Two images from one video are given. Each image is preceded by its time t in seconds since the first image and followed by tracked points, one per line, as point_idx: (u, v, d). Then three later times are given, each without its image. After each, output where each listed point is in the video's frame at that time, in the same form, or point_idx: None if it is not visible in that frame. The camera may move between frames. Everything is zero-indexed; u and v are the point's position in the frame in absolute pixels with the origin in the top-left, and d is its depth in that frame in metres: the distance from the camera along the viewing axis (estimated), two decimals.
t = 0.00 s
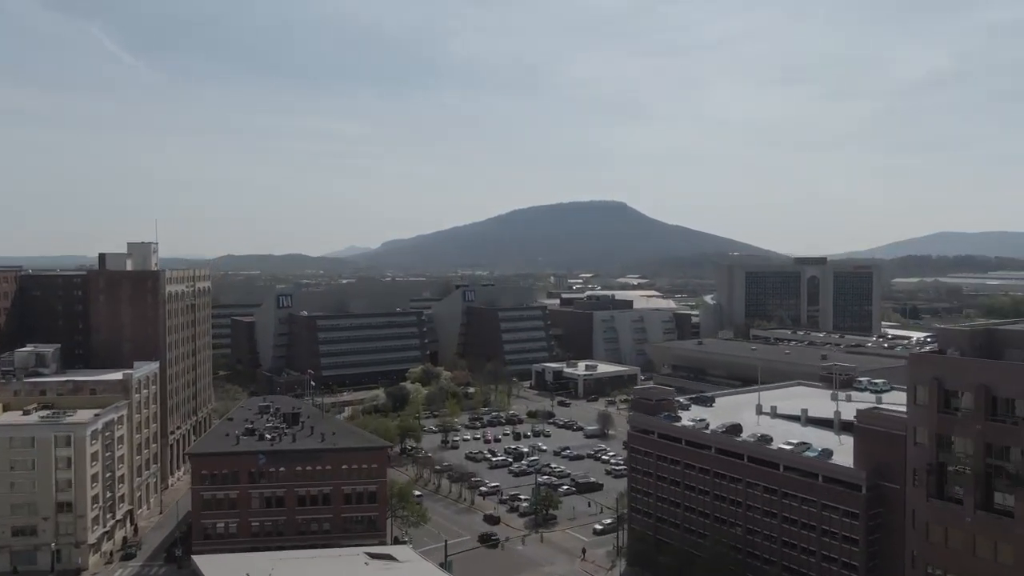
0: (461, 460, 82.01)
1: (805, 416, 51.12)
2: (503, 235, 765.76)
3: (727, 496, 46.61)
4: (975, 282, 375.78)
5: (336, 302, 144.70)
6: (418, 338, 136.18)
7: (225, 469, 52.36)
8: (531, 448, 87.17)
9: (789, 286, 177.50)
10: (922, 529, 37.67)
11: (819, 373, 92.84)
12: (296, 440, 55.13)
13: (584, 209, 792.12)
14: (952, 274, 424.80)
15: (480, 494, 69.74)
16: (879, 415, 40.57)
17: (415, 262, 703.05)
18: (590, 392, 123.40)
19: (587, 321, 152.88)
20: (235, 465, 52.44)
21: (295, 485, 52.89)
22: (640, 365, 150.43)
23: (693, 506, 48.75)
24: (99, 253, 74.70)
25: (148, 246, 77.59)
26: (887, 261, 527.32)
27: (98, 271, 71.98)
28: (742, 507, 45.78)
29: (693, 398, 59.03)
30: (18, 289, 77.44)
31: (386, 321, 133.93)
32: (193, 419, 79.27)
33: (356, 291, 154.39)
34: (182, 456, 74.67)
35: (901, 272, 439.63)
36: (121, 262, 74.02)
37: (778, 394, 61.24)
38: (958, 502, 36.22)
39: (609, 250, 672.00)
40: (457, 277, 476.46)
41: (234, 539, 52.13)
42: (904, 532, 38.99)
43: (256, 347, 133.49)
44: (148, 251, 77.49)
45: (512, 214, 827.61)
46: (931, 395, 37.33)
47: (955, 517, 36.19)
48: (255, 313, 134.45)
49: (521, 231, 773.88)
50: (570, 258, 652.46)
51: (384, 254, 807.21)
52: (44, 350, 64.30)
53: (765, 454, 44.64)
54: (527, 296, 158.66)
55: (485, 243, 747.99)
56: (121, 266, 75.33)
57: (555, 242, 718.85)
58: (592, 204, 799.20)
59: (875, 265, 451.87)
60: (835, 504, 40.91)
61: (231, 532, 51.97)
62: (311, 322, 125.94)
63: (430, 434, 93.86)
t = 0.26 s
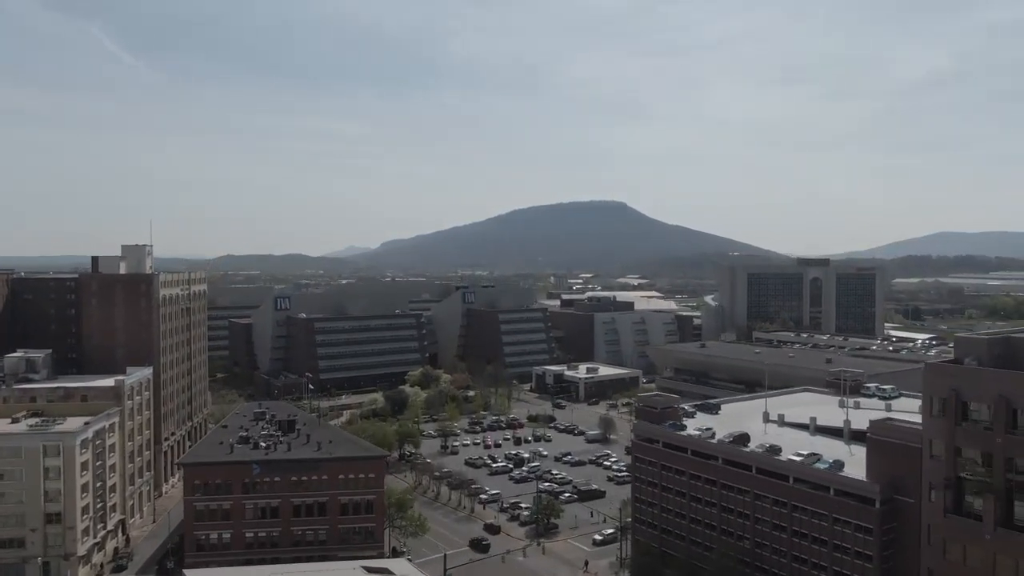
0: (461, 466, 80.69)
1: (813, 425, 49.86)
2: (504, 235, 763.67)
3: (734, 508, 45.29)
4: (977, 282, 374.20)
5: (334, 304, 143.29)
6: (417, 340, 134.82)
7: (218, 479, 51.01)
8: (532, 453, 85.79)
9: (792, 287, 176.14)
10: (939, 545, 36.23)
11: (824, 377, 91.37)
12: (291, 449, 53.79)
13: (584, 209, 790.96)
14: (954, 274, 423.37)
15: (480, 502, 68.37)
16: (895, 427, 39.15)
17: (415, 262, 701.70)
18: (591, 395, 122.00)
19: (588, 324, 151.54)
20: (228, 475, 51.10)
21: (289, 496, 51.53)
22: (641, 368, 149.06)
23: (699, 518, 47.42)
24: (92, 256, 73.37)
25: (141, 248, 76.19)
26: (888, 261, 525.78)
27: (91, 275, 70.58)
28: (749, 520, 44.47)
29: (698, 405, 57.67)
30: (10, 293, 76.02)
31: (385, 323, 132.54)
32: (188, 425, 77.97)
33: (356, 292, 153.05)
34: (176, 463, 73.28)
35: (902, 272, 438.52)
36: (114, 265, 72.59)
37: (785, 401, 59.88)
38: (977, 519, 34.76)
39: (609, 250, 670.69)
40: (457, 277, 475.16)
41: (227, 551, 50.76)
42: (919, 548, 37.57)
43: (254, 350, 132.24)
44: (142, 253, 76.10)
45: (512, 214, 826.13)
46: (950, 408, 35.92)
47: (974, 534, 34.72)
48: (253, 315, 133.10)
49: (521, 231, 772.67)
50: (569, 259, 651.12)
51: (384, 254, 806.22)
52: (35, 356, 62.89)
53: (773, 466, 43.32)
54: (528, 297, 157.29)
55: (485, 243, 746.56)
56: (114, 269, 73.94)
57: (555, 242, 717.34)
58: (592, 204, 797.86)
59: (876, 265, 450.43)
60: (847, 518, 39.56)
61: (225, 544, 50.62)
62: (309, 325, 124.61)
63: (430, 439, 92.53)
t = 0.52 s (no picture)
0: (460, 472, 79.36)
1: (823, 434, 48.61)
2: (503, 235, 762.23)
3: (743, 522, 43.98)
4: (978, 282, 373.01)
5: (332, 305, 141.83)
6: (417, 342, 133.50)
7: (212, 490, 49.67)
8: (533, 459, 84.48)
9: (794, 289, 174.86)
10: (957, 564, 34.90)
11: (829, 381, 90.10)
12: (287, 458, 52.46)
13: (584, 208, 789.49)
14: (955, 274, 422.07)
15: (480, 510, 67.07)
16: (910, 440, 37.79)
17: (415, 262, 700.25)
18: (593, 399, 120.71)
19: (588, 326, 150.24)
20: (222, 485, 49.75)
21: (284, 507, 50.18)
22: (642, 370, 147.71)
23: (706, 530, 46.10)
24: (85, 260, 72.04)
25: (135, 251, 74.85)
26: (889, 261, 524.43)
27: (83, 278, 69.18)
28: (758, 533, 43.16)
29: (703, 413, 56.39)
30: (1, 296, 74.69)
31: (384, 325, 131.20)
32: (183, 430, 76.67)
33: (355, 294, 151.75)
34: (170, 470, 71.98)
35: (903, 272, 437.47)
36: (107, 268, 71.16)
37: (792, 409, 58.60)
38: (997, 537, 33.37)
39: (609, 250, 669.47)
40: (457, 276, 473.94)
41: (221, 563, 49.44)
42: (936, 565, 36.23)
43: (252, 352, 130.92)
44: (136, 256, 74.75)
45: (512, 214, 824.84)
46: (967, 421, 34.57)
47: (994, 553, 33.34)
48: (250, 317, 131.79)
49: (521, 231, 771.26)
50: (569, 258, 649.41)
51: (384, 254, 804.77)
52: (25, 362, 61.56)
53: (783, 478, 42.01)
54: (528, 299, 155.96)
55: (485, 243, 745.09)
56: (107, 273, 72.51)
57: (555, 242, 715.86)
58: (592, 204, 796.46)
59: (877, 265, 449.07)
60: (860, 534, 38.25)
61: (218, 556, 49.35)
62: (307, 327, 123.28)
63: (429, 444, 91.21)
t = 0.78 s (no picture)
0: (460, 479, 77.99)
1: (832, 444, 47.30)
2: (503, 235, 760.77)
3: (751, 536, 42.61)
4: (980, 283, 371.68)
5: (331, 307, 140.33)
6: (416, 345, 132.12)
7: (204, 501, 48.29)
8: (534, 465, 83.09)
9: (797, 290, 173.47)
10: None
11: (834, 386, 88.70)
12: (281, 468, 51.09)
13: (584, 208, 787.96)
14: (956, 275, 420.63)
15: (480, 519, 65.70)
16: (926, 453, 36.39)
17: (415, 262, 698.62)
18: (594, 402, 119.32)
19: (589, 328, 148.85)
20: (215, 496, 48.37)
21: (279, 518, 48.81)
22: (644, 373, 146.22)
23: (713, 544, 44.74)
24: (78, 263, 70.71)
25: (129, 254, 73.52)
26: (890, 262, 522.96)
27: (75, 282, 67.84)
28: (767, 548, 41.79)
29: (709, 421, 55.05)
30: None
31: (383, 327, 129.81)
32: (177, 437, 75.33)
33: (353, 296, 150.40)
34: (164, 477, 70.64)
35: (904, 273, 435.91)
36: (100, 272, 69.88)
37: (800, 417, 57.26)
38: (1019, 556, 31.98)
39: (609, 251, 668.05)
40: (457, 276, 472.77)
41: None
42: None
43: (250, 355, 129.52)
44: (130, 260, 73.41)
45: (512, 214, 823.33)
46: (987, 434, 33.16)
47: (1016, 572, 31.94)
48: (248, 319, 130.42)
49: (521, 231, 769.81)
50: (569, 258, 647.95)
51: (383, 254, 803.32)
52: (15, 368, 60.21)
53: (794, 492, 40.63)
54: (529, 301, 154.56)
55: (484, 243, 743.49)
56: (100, 277, 71.21)
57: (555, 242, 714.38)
58: (592, 204, 794.97)
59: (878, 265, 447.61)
60: (875, 550, 36.88)
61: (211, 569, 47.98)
62: (305, 330, 121.90)
63: (428, 450, 89.83)
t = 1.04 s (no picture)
0: (459, 488, 76.40)
1: (843, 456, 45.74)
2: (503, 235, 759.00)
3: (761, 553, 41.03)
4: (982, 283, 370.26)
5: (329, 310, 138.81)
6: (415, 348, 130.47)
7: (194, 516, 46.70)
8: (534, 472, 81.50)
9: (799, 292, 171.85)
10: None
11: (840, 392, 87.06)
12: (274, 481, 49.47)
13: (584, 208, 786.23)
14: (958, 275, 419.15)
15: (479, 530, 64.09)
16: (947, 469, 34.69)
17: (414, 262, 696.88)
18: (595, 406, 117.67)
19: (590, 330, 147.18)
20: (206, 510, 46.76)
21: (272, 533, 47.24)
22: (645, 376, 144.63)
23: (721, 561, 43.19)
24: (68, 267, 69.07)
25: (121, 258, 71.88)
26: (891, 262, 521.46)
27: (65, 287, 66.20)
28: (777, 566, 40.23)
29: (716, 431, 53.44)
30: None
31: (382, 330, 128.17)
32: (171, 444, 73.73)
33: (352, 298, 148.70)
34: (157, 486, 69.08)
35: (905, 274, 434.30)
36: (91, 276, 68.24)
37: (809, 426, 55.66)
38: None
39: (609, 250, 666.11)
40: (457, 276, 471.29)
41: None
42: None
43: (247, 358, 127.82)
44: (122, 263, 71.76)
45: (512, 215, 821.69)
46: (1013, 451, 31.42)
47: None
48: (245, 322, 128.76)
49: (521, 231, 768.10)
50: (569, 258, 646.31)
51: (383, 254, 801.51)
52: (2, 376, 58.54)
53: (806, 508, 39.04)
54: (529, 302, 152.86)
55: (484, 243, 741.69)
56: (91, 281, 69.56)
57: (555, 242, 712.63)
58: (592, 204, 793.35)
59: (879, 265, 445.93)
60: (891, 571, 35.29)
61: None
62: (303, 333, 120.25)
63: (427, 457, 88.21)
